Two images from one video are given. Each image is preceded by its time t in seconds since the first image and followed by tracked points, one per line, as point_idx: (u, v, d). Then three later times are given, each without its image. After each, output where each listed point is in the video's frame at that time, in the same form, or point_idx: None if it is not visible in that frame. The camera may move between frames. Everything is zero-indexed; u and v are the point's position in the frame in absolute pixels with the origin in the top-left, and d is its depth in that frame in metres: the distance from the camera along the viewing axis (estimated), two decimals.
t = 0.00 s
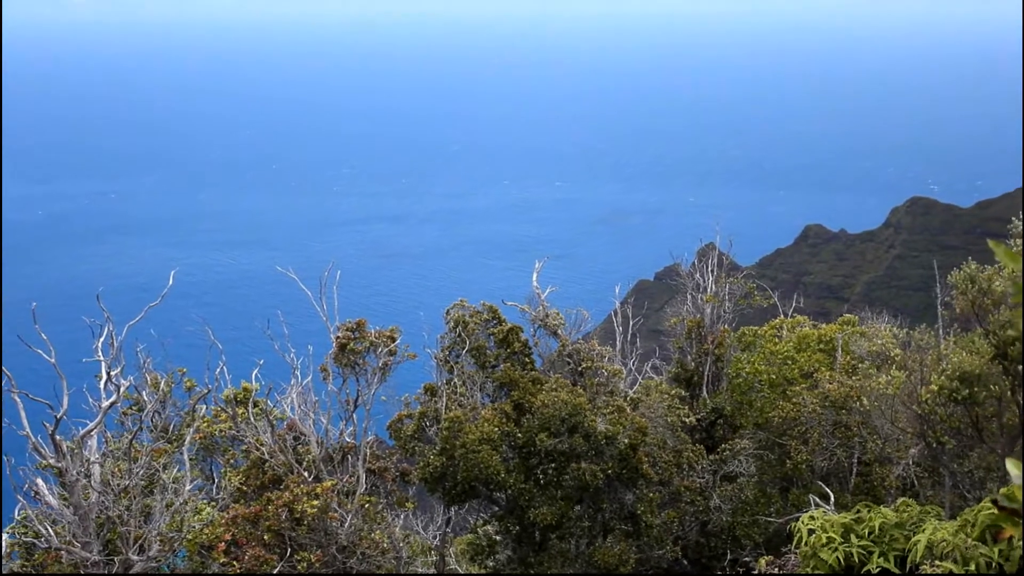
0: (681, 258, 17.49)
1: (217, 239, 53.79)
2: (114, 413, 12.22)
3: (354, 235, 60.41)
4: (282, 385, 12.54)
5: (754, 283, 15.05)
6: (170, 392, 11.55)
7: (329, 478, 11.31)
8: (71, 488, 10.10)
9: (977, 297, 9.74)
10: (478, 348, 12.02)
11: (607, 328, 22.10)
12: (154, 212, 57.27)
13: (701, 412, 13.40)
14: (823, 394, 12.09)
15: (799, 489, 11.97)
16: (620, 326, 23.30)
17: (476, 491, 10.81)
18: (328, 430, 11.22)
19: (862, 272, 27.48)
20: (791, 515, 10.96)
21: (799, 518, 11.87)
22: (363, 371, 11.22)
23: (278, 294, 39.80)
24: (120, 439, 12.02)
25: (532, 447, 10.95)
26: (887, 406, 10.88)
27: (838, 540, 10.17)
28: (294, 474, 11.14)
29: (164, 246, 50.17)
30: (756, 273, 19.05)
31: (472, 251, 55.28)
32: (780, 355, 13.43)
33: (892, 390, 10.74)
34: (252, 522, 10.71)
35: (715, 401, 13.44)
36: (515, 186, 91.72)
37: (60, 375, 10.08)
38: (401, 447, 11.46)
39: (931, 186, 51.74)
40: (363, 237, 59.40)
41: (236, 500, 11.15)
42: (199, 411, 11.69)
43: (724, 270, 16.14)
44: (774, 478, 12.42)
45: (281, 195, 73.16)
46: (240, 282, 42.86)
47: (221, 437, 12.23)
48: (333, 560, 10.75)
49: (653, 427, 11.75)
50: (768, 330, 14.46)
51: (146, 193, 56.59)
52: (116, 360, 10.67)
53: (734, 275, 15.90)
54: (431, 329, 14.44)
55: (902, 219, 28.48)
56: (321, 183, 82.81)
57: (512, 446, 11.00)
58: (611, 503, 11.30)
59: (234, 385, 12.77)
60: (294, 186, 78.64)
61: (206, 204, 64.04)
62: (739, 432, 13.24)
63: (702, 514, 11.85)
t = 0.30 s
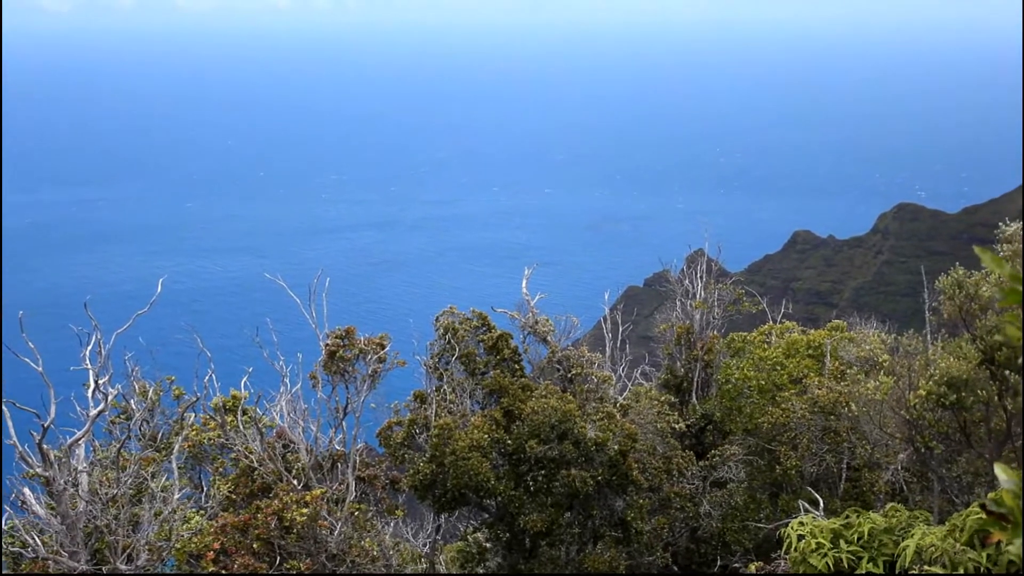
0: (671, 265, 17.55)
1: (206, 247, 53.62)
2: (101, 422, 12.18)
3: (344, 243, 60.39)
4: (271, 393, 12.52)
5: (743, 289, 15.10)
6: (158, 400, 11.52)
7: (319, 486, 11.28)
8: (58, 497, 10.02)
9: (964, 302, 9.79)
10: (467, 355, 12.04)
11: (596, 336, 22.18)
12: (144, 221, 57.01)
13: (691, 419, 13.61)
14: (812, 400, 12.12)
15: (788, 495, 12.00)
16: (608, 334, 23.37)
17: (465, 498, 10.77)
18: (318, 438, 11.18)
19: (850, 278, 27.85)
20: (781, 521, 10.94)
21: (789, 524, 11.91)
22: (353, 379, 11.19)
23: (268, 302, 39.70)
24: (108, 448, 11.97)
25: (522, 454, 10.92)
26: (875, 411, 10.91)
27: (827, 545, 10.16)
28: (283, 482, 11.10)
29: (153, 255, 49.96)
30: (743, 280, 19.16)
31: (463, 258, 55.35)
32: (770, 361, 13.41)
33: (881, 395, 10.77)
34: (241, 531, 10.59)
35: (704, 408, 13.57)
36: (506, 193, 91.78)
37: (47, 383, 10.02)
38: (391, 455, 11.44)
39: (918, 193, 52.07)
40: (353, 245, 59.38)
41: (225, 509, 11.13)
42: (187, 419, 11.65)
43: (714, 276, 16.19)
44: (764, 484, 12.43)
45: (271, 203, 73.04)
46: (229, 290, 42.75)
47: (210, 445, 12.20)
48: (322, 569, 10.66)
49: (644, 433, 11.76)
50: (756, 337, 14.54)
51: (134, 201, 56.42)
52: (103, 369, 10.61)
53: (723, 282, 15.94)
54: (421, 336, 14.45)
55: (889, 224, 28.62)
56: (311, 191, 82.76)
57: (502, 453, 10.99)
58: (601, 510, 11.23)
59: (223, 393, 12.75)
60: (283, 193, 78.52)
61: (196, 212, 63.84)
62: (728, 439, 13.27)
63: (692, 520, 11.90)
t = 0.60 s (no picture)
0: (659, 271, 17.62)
1: (196, 256, 53.50)
2: (89, 432, 12.13)
3: (335, 252, 60.44)
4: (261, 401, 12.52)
5: (732, 296, 15.19)
6: (147, 409, 11.48)
7: (309, 494, 11.24)
8: (46, 507, 9.92)
9: (951, 309, 9.83)
10: (457, 363, 12.07)
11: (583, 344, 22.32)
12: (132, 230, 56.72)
13: (681, 425, 13.80)
14: (802, 406, 12.12)
15: (779, 502, 12.05)
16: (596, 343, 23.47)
17: (456, 506, 10.74)
18: (307, 446, 11.16)
19: (838, 285, 28.10)
20: (771, 528, 10.92)
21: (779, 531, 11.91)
22: (343, 387, 11.18)
23: (259, 310, 39.64)
24: (96, 458, 11.91)
25: (512, 461, 10.89)
26: (865, 418, 10.90)
27: (817, 552, 10.14)
28: (273, 491, 11.05)
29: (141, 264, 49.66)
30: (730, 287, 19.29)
31: (454, 266, 55.49)
32: (759, 367, 13.45)
33: (870, 402, 10.79)
34: (231, 540, 10.46)
35: (694, 415, 13.80)
36: (495, 201, 91.77)
37: (34, 394, 9.95)
38: (381, 463, 11.41)
39: (906, 200, 52.53)
40: (344, 254, 59.44)
41: (214, 518, 11.09)
42: (176, 428, 11.61)
43: (703, 282, 16.25)
44: (754, 491, 12.51)
45: (261, 213, 72.97)
46: (219, 299, 42.66)
47: (200, 454, 12.16)
48: None
49: (634, 440, 11.80)
50: (747, 343, 14.57)
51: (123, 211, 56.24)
52: (91, 378, 10.56)
53: (713, 288, 15.96)
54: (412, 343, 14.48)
55: (876, 231, 28.80)
56: (301, 199, 82.74)
57: (492, 461, 10.95)
58: (591, 517, 11.24)
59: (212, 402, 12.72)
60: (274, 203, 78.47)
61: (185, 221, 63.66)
62: (719, 446, 13.43)
63: (682, 527, 11.91)
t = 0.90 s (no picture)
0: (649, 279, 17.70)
1: (186, 265, 53.42)
2: (78, 442, 12.09)
3: (326, 261, 60.45)
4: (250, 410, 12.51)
5: (722, 304, 15.28)
6: (136, 419, 11.44)
7: (299, 504, 11.20)
8: (33, 518, 9.82)
9: (939, 316, 9.86)
10: (446, 371, 12.03)
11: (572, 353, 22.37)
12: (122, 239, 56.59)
13: (671, 433, 13.80)
14: (791, 413, 12.24)
15: (769, 509, 12.05)
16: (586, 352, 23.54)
17: (446, 515, 10.75)
18: (297, 455, 11.13)
19: (827, 292, 28.29)
20: (761, 534, 10.87)
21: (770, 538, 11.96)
22: (333, 396, 11.15)
23: (250, 320, 39.59)
24: (84, 468, 11.86)
25: (503, 470, 10.89)
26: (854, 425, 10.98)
27: (807, 559, 10.12)
28: (262, 501, 10.99)
29: (130, 274, 49.44)
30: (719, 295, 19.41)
31: (446, 273, 55.59)
32: (749, 375, 13.47)
33: (858, 409, 10.86)
34: (220, 550, 10.34)
35: (685, 422, 13.74)
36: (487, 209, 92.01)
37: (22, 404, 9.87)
38: (371, 472, 11.39)
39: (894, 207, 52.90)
40: (335, 263, 59.45)
41: (203, 528, 11.06)
42: (165, 438, 11.58)
43: (692, 290, 16.35)
44: (744, 498, 12.51)
45: (252, 222, 72.94)
46: (210, 308, 42.58)
47: (189, 464, 12.14)
48: None
49: (624, 448, 11.82)
50: (737, 351, 14.64)
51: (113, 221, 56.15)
52: (79, 388, 10.51)
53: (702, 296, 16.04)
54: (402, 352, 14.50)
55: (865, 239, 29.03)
56: (292, 208, 82.75)
57: (483, 470, 10.93)
58: (582, 526, 11.21)
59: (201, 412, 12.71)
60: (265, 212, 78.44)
61: (176, 230, 63.55)
62: (708, 453, 13.39)
63: (673, 535, 11.79)
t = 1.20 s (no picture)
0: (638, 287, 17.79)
1: (177, 275, 53.27)
2: (66, 452, 12.05)
3: (317, 270, 60.40)
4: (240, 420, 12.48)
5: (711, 312, 15.34)
6: (125, 429, 11.40)
7: (288, 513, 11.16)
8: (21, 529, 9.75)
9: (928, 324, 9.91)
10: (437, 380, 12.13)
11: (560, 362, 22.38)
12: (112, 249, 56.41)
13: (661, 441, 13.87)
14: (781, 421, 12.26)
15: (759, 517, 12.02)
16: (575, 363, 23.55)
17: (437, 524, 10.72)
18: (287, 465, 11.10)
19: (817, 300, 28.46)
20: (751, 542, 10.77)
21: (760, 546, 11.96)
22: (322, 406, 11.13)
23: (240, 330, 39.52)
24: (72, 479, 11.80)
25: (493, 479, 10.87)
26: (843, 432, 10.94)
27: (798, 566, 10.05)
28: (252, 510, 10.94)
29: (120, 285, 49.28)
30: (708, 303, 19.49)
31: (438, 282, 55.65)
32: (739, 383, 13.49)
33: (848, 416, 10.84)
34: (208, 562, 10.05)
35: (674, 431, 13.84)
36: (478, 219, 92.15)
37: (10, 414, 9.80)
38: (361, 481, 11.38)
39: (883, 215, 53.31)
40: (327, 272, 59.43)
41: (192, 538, 11.00)
42: (155, 447, 11.54)
43: (682, 298, 16.42)
44: (734, 506, 12.54)
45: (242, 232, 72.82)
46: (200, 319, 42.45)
47: (178, 474, 12.10)
48: None
49: (614, 458, 11.91)
50: (727, 358, 14.64)
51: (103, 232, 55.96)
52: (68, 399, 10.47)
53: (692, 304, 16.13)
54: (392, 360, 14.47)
55: (853, 247, 29.26)
56: (284, 218, 82.69)
57: (473, 479, 10.89)
58: (573, 534, 11.16)
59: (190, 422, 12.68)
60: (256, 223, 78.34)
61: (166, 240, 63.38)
62: (699, 461, 13.55)
63: (663, 543, 11.82)
